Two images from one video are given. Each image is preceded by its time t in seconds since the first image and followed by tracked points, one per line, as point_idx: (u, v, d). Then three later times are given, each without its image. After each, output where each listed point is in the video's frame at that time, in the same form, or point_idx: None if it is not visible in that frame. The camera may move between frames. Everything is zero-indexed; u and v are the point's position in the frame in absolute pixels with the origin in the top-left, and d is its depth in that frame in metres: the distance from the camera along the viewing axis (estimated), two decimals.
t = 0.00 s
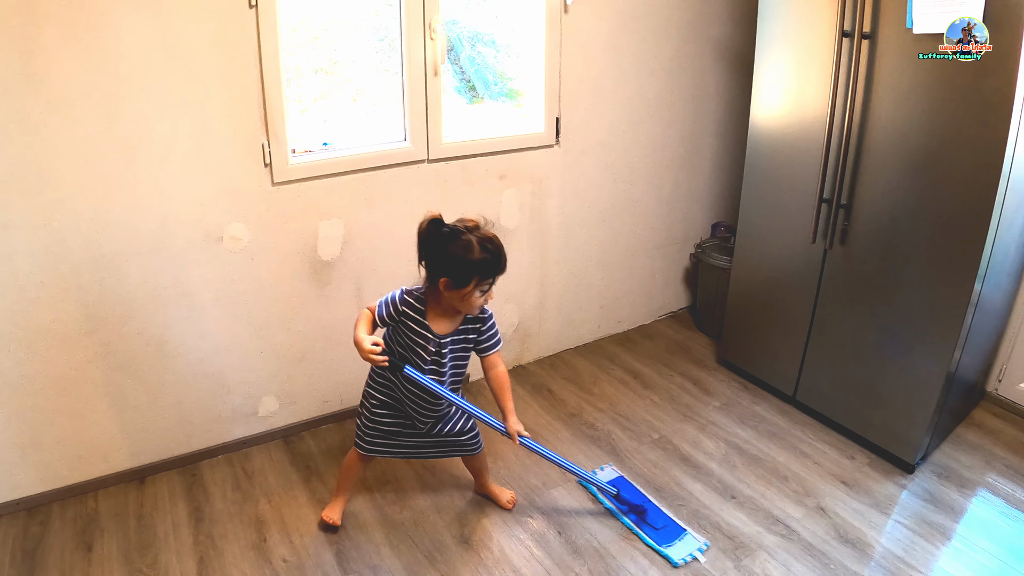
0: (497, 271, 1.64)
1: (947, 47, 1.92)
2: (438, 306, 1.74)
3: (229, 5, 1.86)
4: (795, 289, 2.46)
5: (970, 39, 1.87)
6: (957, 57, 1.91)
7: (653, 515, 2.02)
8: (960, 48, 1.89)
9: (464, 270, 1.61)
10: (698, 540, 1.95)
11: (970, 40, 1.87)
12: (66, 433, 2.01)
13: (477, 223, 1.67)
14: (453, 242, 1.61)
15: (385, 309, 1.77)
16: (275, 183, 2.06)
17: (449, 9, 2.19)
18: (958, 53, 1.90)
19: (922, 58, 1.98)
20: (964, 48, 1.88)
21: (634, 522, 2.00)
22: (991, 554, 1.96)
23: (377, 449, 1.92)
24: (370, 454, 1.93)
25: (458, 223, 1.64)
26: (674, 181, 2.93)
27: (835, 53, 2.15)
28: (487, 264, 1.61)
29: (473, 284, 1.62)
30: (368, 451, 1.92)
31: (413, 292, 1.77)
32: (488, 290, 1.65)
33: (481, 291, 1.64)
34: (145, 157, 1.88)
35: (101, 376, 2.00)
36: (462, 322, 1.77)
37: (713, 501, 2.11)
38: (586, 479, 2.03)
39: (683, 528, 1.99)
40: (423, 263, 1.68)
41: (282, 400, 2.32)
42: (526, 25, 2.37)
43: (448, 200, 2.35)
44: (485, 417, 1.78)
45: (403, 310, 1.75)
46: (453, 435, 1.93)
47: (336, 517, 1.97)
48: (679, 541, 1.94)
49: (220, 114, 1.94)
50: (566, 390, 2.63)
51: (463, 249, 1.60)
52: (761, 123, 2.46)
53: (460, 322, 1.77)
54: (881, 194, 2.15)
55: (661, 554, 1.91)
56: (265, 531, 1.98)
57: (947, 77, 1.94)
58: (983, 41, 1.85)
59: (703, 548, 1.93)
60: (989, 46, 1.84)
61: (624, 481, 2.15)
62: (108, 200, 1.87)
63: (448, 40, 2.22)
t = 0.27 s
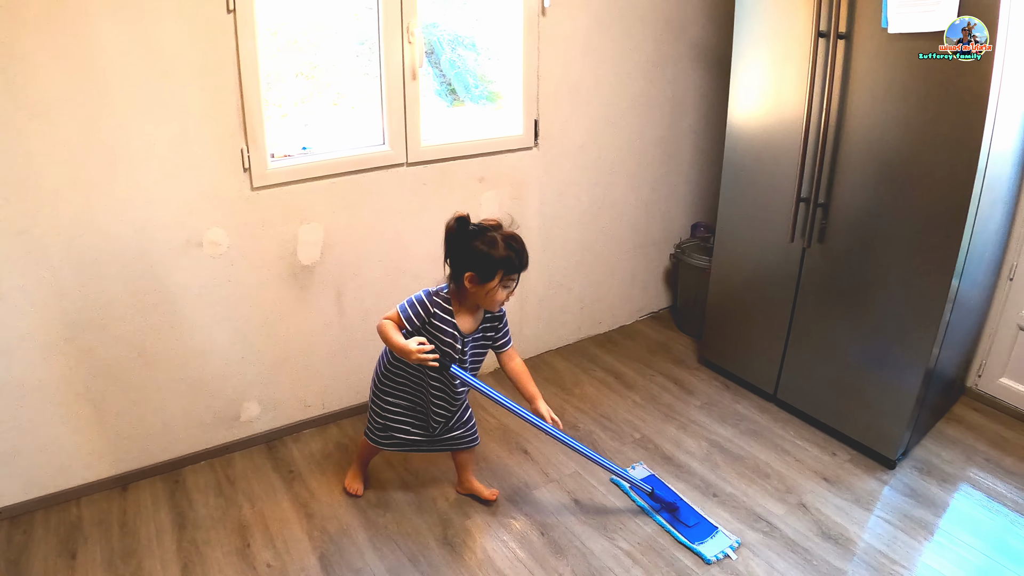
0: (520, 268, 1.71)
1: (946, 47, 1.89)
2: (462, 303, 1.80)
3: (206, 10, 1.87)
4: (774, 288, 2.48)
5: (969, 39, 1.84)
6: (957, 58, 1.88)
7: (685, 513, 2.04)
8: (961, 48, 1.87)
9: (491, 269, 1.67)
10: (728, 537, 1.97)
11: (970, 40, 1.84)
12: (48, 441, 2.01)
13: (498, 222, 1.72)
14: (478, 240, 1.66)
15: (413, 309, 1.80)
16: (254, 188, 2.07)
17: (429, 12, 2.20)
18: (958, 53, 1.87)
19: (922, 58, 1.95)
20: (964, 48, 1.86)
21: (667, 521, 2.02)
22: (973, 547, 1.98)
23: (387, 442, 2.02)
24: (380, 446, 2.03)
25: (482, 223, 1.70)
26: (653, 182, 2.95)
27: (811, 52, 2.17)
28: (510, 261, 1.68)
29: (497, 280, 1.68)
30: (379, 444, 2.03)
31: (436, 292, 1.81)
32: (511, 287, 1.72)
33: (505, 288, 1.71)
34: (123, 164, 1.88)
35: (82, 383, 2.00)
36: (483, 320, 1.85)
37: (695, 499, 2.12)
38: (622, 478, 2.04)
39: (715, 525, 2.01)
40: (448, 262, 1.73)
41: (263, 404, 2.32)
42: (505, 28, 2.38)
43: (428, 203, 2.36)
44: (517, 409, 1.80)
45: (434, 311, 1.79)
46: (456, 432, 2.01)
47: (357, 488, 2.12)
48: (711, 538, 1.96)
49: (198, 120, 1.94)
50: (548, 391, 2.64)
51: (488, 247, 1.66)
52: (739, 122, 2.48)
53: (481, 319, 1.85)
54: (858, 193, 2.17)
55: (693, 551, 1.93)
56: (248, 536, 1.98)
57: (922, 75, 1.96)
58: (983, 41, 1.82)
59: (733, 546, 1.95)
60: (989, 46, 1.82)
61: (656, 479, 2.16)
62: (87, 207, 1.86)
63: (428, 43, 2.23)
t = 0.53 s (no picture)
0: (469, 235, 1.78)
1: (946, 47, 1.86)
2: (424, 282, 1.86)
3: (186, 15, 1.87)
4: (756, 286, 2.49)
5: (969, 39, 1.83)
6: (957, 57, 1.86)
7: (672, 511, 2.05)
8: (961, 48, 1.85)
9: (442, 240, 1.74)
10: (715, 535, 1.98)
11: (970, 40, 1.83)
12: (32, 449, 2.00)
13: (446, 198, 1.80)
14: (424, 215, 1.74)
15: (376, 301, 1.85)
16: (236, 193, 2.07)
17: (410, 16, 2.21)
18: (958, 53, 1.85)
19: (922, 58, 1.92)
20: (964, 48, 1.84)
21: (654, 518, 2.04)
22: (959, 541, 2.00)
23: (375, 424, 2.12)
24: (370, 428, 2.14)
25: (431, 199, 1.77)
26: (636, 183, 2.96)
27: (790, 51, 2.19)
28: (458, 228, 1.75)
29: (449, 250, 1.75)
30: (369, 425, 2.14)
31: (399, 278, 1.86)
32: (463, 254, 1.78)
33: (458, 256, 1.77)
34: (105, 170, 1.88)
35: (65, 391, 1.99)
36: (448, 298, 1.89)
37: (681, 497, 2.13)
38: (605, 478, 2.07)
39: (701, 524, 2.02)
40: (404, 246, 1.80)
41: (248, 410, 2.32)
42: (486, 31, 2.39)
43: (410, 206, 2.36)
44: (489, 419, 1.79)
45: (398, 296, 1.84)
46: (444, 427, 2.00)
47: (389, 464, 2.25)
48: (697, 536, 1.97)
49: (179, 126, 1.94)
50: (532, 392, 2.65)
51: (435, 219, 1.73)
52: (720, 122, 2.49)
53: (446, 297, 1.89)
54: (837, 190, 2.19)
55: (680, 549, 1.94)
56: (234, 541, 1.98)
57: (901, 74, 1.97)
58: (983, 41, 1.83)
59: (721, 544, 1.95)
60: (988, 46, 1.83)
61: (642, 479, 2.18)
62: (67, 213, 1.86)
63: (410, 47, 2.24)
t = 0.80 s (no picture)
0: (382, 211, 1.84)
1: (947, 47, 1.86)
2: (371, 270, 1.94)
3: (180, 20, 1.87)
4: (749, 286, 2.50)
5: (970, 39, 1.86)
6: (958, 57, 1.86)
7: (666, 511, 2.06)
8: (961, 48, 1.86)
9: (357, 220, 1.85)
10: (710, 536, 1.99)
11: (970, 40, 1.86)
12: (26, 454, 2.00)
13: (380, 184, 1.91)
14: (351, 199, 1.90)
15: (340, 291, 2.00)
16: (230, 197, 2.07)
17: (403, 19, 2.22)
18: (958, 52, 1.86)
19: (923, 58, 1.91)
20: (964, 47, 1.86)
21: (644, 518, 2.05)
22: (954, 539, 2.00)
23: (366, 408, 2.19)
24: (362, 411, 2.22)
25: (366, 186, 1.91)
26: (629, 184, 2.97)
27: (782, 53, 2.20)
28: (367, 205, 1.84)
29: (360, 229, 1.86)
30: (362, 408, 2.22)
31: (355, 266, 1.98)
32: (381, 228, 1.84)
33: (376, 230, 1.84)
34: (98, 174, 1.88)
35: (60, 395, 1.99)
36: (396, 283, 1.92)
37: (676, 498, 2.13)
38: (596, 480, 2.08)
39: (696, 524, 2.03)
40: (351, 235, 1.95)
41: (242, 413, 2.32)
42: (479, 35, 2.40)
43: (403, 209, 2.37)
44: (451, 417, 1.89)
45: (350, 283, 1.96)
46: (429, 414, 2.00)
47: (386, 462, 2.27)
48: (692, 536, 1.98)
49: (173, 130, 1.95)
50: (526, 394, 2.65)
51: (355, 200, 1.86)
52: (712, 123, 2.50)
53: (393, 282, 1.92)
54: (829, 191, 2.20)
55: (675, 549, 1.95)
56: (230, 545, 1.98)
57: (892, 75, 1.99)
58: (983, 41, 1.88)
59: (715, 544, 1.96)
60: (986, 46, 1.89)
61: (635, 480, 2.19)
62: (62, 217, 1.86)
63: (403, 50, 2.24)
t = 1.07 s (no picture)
0: (361, 213, 1.83)
1: (947, 47, 1.87)
2: (349, 275, 1.91)
3: (178, 23, 1.89)
4: (746, 288, 2.51)
5: (970, 39, 1.88)
6: (958, 57, 1.87)
7: (662, 512, 2.07)
8: (960, 48, 1.87)
9: (337, 222, 1.85)
10: (707, 536, 1.99)
11: (971, 40, 1.88)
12: (25, 455, 2.00)
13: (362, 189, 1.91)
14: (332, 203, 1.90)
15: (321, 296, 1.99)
16: (228, 199, 2.08)
17: (401, 23, 2.23)
18: (958, 52, 1.86)
19: (922, 58, 1.91)
20: (965, 47, 1.88)
21: (642, 518, 2.05)
22: (951, 539, 2.01)
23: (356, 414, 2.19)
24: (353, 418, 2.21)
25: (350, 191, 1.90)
26: (625, 186, 2.98)
27: (778, 55, 2.21)
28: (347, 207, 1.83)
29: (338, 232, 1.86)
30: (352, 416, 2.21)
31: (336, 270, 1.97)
32: (360, 232, 1.83)
33: (355, 234, 1.83)
34: (97, 177, 1.89)
35: (59, 397, 2.00)
36: (375, 289, 1.89)
37: (673, 499, 2.14)
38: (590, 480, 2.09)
39: (694, 524, 2.03)
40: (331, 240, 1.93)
41: (241, 415, 2.33)
42: (475, 38, 2.41)
43: (401, 211, 2.37)
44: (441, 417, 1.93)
45: (330, 289, 1.94)
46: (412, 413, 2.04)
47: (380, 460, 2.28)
48: (689, 536, 1.99)
49: (171, 132, 1.95)
50: (524, 396, 2.66)
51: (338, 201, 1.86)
52: (708, 125, 2.51)
53: (372, 286, 1.89)
54: (824, 192, 2.21)
55: (672, 549, 1.95)
56: (228, 546, 1.98)
57: (887, 77, 2.00)
58: (982, 41, 1.92)
59: (713, 544, 1.97)
60: (985, 46, 1.93)
61: (632, 480, 2.19)
62: (61, 220, 1.87)
63: (400, 53, 2.25)
